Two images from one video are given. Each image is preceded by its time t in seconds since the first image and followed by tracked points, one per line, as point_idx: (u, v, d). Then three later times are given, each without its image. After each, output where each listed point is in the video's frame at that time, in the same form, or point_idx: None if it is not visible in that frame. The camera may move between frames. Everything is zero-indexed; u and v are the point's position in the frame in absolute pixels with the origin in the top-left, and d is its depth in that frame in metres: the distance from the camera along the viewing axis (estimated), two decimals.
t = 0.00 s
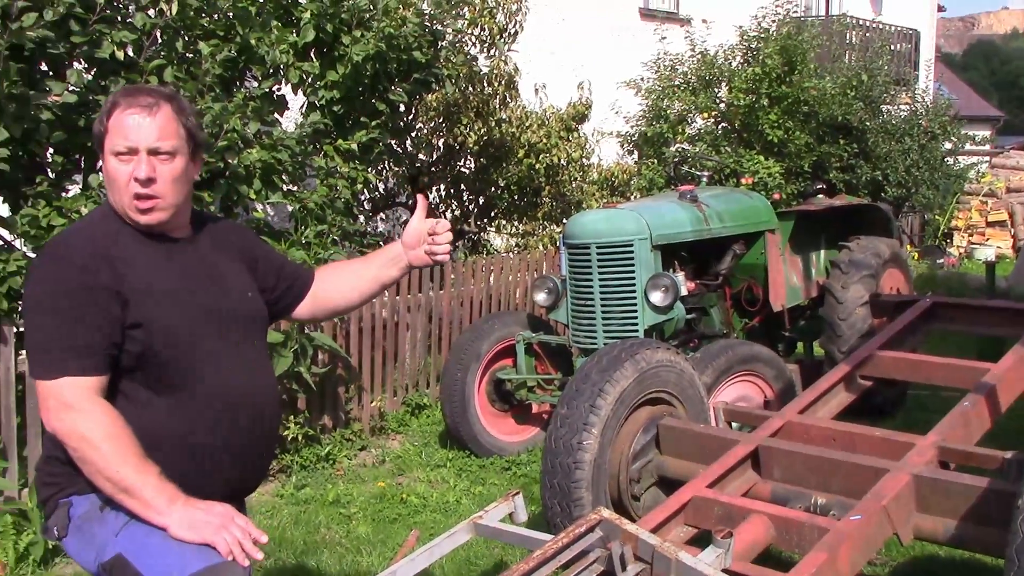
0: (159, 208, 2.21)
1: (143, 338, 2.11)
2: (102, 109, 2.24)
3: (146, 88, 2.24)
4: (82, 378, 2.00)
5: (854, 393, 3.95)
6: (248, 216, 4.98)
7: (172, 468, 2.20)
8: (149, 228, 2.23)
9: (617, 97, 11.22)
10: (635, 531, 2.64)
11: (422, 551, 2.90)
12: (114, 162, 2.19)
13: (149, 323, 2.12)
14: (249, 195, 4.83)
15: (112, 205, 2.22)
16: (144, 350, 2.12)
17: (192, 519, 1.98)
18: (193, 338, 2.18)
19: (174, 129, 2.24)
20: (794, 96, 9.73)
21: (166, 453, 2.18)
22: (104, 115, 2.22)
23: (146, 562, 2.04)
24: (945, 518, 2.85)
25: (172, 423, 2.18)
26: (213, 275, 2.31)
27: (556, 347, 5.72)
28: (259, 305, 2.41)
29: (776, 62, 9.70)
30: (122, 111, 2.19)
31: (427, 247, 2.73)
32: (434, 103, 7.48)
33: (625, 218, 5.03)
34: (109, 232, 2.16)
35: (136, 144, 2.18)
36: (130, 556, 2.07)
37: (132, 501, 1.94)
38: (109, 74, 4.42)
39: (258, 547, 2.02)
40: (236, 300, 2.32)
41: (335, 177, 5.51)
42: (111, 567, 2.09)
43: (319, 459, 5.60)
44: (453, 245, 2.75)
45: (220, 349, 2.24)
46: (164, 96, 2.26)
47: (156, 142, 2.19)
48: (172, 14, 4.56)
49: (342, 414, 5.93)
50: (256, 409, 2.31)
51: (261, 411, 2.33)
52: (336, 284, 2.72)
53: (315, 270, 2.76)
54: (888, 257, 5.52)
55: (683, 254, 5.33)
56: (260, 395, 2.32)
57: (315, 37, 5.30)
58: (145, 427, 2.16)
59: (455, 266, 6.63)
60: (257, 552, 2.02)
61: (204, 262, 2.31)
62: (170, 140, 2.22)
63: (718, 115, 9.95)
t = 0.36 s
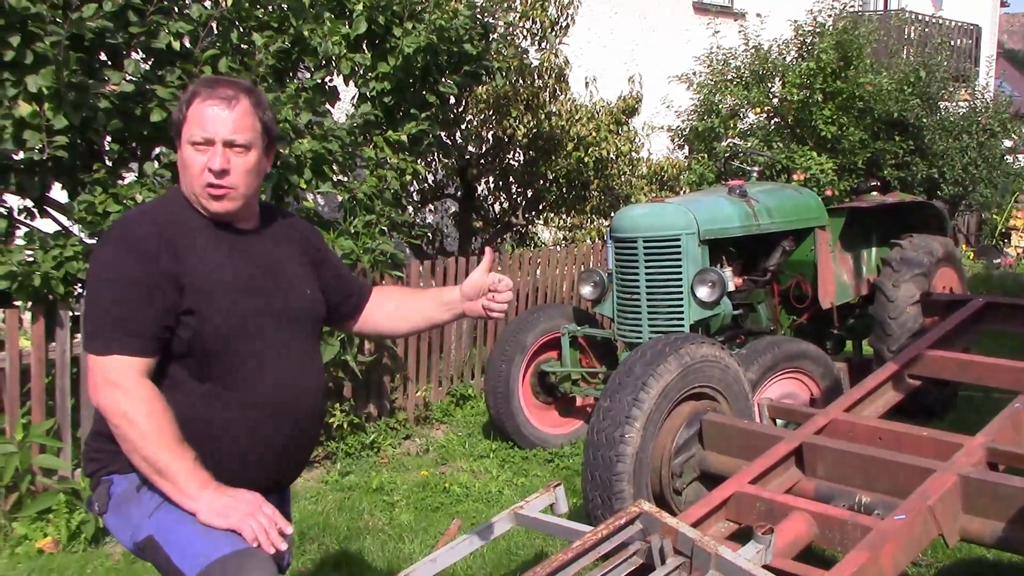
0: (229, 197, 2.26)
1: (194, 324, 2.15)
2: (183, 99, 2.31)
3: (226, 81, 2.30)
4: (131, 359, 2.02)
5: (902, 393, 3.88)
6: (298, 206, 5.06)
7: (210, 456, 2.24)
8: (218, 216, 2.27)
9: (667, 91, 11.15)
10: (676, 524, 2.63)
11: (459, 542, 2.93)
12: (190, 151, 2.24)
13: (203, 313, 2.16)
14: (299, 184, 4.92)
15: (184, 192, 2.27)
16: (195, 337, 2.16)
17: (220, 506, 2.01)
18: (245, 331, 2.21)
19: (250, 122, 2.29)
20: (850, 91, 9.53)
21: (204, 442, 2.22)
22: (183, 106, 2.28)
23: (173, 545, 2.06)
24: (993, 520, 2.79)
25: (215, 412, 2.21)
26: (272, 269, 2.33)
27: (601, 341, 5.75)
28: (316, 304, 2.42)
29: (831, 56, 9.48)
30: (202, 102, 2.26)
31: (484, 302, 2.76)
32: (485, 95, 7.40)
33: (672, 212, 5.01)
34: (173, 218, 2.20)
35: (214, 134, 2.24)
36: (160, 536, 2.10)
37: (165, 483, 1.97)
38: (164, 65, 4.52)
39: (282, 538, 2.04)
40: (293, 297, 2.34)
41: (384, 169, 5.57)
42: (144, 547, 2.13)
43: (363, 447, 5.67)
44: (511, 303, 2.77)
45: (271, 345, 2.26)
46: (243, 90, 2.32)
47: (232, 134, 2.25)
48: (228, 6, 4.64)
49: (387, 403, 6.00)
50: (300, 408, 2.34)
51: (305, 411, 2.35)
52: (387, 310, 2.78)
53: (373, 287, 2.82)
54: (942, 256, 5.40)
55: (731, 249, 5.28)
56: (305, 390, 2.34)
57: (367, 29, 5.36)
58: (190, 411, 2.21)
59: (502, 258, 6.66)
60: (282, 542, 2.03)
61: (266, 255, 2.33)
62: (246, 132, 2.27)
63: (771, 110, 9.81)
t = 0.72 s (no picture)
0: (243, 187, 2.27)
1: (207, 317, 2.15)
2: (193, 86, 2.29)
3: (237, 69, 2.30)
4: (152, 352, 2.03)
5: (878, 378, 3.97)
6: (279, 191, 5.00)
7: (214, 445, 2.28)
8: (229, 206, 2.28)
9: (644, 78, 11.16)
10: (659, 507, 2.69)
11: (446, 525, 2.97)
12: (204, 140, 2.24)
13: (218, 306, 2.17)
14: (280, 169, 4.91)
15: (196, 181, 2.27)
16: (208, 329, 2.16)
17: (234, 514, 2.01)
18: (256, 324, 2.23)
19: (263, 112, 2.30)
20: (824, 80, 9.64)
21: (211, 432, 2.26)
22: (195, 94, 2.28)
23: (171, 539, 2.10)
24: (969, 502, 2.88)
25: (221, 403, 2.24)
26: (278, 262, 2.35)
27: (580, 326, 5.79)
28: (317, 296, 2.46)
29: (806, 45, 9.57)
30: (215, 91, 2.25)
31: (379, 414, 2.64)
32: (463, 81, 7.42)
33: (652, 199, 5.05)
34: (184, 208, 2.19)
35: (228, 124, 2.24)
36: (158, 527, 2.14)
37: (181, 482, 1.99)
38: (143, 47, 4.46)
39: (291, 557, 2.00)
40: (298, 290, 2.37)
41: (364, 154, 5.56)
42: (142, 536, 2.17)
43: (344, 432, 5.68)
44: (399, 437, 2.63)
45: (279, 338, 2.29)
46: (255, 79, 2.32)
47: (247, 124, 2.25)
48: None
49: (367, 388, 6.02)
50: (302, 400, 2.38)
51: (307, 404, 2.40)
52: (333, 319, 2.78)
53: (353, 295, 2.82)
54: (915, 244, 5.50)
55: (710, 236, 5.33)
56: (308, 382, 2.38)
57: (348, 14, 5.33)
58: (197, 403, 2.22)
59: (480, 244, 6.67)
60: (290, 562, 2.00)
61: (269, 246, 2.35)
62: (259, 122, 2.27)
63: (746, 97, 9.89)
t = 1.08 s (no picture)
0: (237, 172, 2.37)
1: (205, 302, 2.25)
2: (183, 72, 2.37)
3: (228, 56, 2.39)
4: (128, 338, 2.10)
5: (842, 360, 4.06)
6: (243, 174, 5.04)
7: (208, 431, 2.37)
8: (222, 190, 2.38)
9: (608, 64, 11.06)
10: (631, 489, 2.72)
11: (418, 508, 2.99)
12: (198, 125, 2.33)
13: (214, 293, 2.26)
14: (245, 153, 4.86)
15: (189, 165, 2.35)
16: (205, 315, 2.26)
17: (212, 489, 2.14)
18: (251, 310, 2.33)
19: (255, 98, 2.40)
20: (786, 66, 9.75)
21: (206, 417, 2.35)
22: (186, 80, 2.35)
23: (159, 523, 2.19)
24: (931, 481, 2.97)
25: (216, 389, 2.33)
26: (265, 249, 2.46)
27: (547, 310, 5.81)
28: (301, 281, 2.57)
29: (769, 31, 9.67)
30: (207, 78, 2.34)
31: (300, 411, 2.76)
32: (428, 65, 7.48)
33: (619, 185, 5.08)
34: (176, 198, 2.27)
35: (224, 110, 2.34)
36: (144, 512, 2.22)
37: (158, 460, 2.09)
38: (105, 31, 4.41)
39: (274, 528, 2.17)
40: (285, 275, 2.48)
41: (330, 138, 5.52)
42: (130, 521, 2.25)
43: (311, 418, 5.66)
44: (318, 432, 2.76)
45: (271, 322, 2.40)
46: (244, 65, 2.42)
47: (241, 110, 2.36)
48: None
49: (334, 373, 6.00)
50: (294, 382, 2.48)
51: (297, 385, 2.50)
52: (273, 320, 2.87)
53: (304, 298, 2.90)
54: (877, 228, 5.61)
55: (677, 221, 5.39)
56: (298, 366, 2.49)
57: None
58: (189, 390, 2.31)
59: (447, 229, 6.66)
60: (273, 530, 2.16)
61: (259, 236, 2.46)
62: (253, 108, 2.38)
63: (709, 83, 9.94)
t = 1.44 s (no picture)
0: (225, 166, 2.38)
1: (193, 291, 2.26)
2: (164, 65, 2.35)
3: (210, 50, 2.38)
4: (117, 329, 2.10)
5: (829, 347, 4.09)
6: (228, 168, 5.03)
7: (201, 418, 2.40)
8: (209, 185, 2.38)
9: (592, 53, 11.10)
10: (621, 478, 2.73)
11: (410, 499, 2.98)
12: (184, 120, 2.32)
13: (200, 283, 2.27)
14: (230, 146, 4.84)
15: (174, 160, 2.34)
16: (194, 304, 2.28)
17: (203, 470, 2.21)
18: (238, 298, 2.34)
19: (239, 92, 2.41)
20: (769, 54, 9.81)
21: (198, 405, 2.37)
22: (169, 74, 2.34)
23: (176, 513, 2.21)
24: (918, 465, 3.00)
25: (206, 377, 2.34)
26: (250, 237, 2.46)
27: (534, 300, 5.82)
28: (286, 265, 2.58)
29: (752, 19, 9.69)
30: (191, 72, 2.33)
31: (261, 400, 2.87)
32: (412, 57, 7.49)
33: (606, 174, 5.09)
34: (160, 189, 2.27)
35: (210, 104, 2.33)
36: (157, 504, 2.24)
37: (149, 448, 2.12)
38: (87, 24, 4.38)
39: (271, 493, 2.30)
40: (269, 261, 2.49)
41: (315, 131, 5.49)
42: (141, 514, 2.26)
43: (300, 411, 5.65)
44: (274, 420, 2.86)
45: (259, 309, 2.40)
46: (227, 59, 2.42)
47: (227, 104, 2.36)
48: None
49: (322, 366, 6.00)
50: (283, 365, 2.50)
51: (286, 368, 2.52)
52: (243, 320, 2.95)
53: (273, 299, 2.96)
54: (862, 215, 5.64)
55: (663, 210, 5.40)
56: (288, 351, 2.51)
57: None
58: (179, 380, 2.33)
59: (433, 221, 6.65)
60: (270, 496, 2.29)
61: (244, 225, 2.47)
62: (239, 103, 2.39)
63: (693, 72, 9.95)
